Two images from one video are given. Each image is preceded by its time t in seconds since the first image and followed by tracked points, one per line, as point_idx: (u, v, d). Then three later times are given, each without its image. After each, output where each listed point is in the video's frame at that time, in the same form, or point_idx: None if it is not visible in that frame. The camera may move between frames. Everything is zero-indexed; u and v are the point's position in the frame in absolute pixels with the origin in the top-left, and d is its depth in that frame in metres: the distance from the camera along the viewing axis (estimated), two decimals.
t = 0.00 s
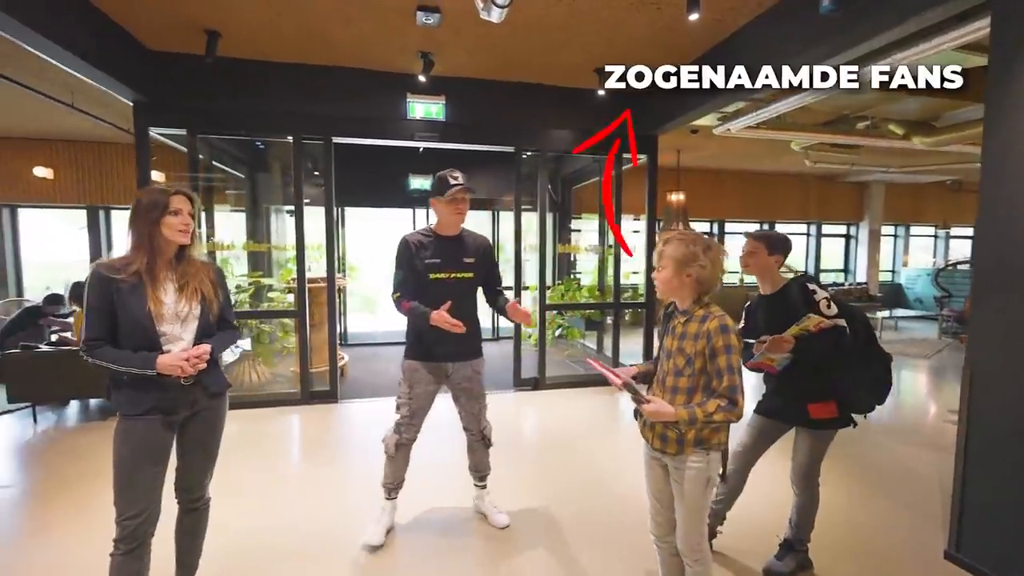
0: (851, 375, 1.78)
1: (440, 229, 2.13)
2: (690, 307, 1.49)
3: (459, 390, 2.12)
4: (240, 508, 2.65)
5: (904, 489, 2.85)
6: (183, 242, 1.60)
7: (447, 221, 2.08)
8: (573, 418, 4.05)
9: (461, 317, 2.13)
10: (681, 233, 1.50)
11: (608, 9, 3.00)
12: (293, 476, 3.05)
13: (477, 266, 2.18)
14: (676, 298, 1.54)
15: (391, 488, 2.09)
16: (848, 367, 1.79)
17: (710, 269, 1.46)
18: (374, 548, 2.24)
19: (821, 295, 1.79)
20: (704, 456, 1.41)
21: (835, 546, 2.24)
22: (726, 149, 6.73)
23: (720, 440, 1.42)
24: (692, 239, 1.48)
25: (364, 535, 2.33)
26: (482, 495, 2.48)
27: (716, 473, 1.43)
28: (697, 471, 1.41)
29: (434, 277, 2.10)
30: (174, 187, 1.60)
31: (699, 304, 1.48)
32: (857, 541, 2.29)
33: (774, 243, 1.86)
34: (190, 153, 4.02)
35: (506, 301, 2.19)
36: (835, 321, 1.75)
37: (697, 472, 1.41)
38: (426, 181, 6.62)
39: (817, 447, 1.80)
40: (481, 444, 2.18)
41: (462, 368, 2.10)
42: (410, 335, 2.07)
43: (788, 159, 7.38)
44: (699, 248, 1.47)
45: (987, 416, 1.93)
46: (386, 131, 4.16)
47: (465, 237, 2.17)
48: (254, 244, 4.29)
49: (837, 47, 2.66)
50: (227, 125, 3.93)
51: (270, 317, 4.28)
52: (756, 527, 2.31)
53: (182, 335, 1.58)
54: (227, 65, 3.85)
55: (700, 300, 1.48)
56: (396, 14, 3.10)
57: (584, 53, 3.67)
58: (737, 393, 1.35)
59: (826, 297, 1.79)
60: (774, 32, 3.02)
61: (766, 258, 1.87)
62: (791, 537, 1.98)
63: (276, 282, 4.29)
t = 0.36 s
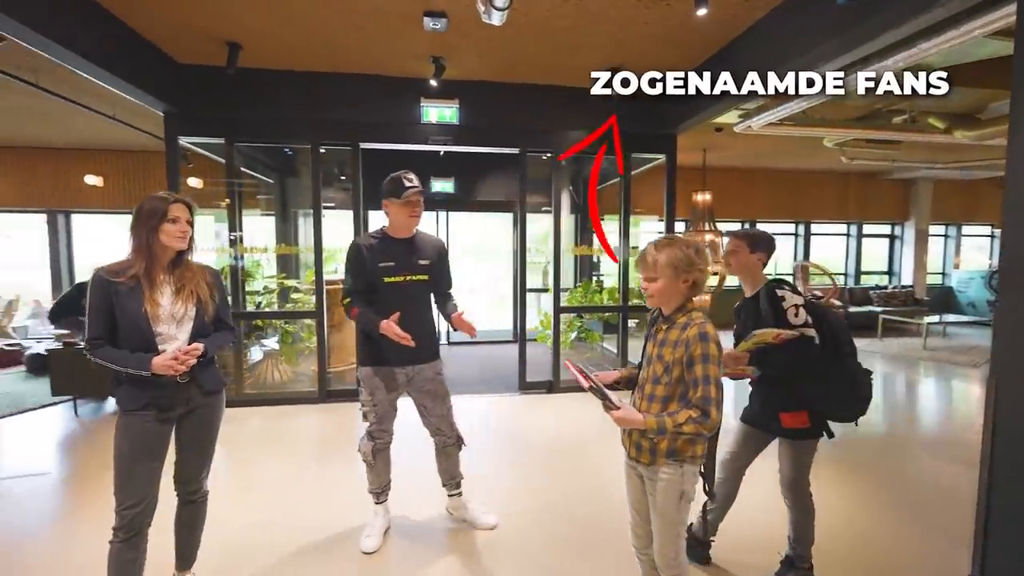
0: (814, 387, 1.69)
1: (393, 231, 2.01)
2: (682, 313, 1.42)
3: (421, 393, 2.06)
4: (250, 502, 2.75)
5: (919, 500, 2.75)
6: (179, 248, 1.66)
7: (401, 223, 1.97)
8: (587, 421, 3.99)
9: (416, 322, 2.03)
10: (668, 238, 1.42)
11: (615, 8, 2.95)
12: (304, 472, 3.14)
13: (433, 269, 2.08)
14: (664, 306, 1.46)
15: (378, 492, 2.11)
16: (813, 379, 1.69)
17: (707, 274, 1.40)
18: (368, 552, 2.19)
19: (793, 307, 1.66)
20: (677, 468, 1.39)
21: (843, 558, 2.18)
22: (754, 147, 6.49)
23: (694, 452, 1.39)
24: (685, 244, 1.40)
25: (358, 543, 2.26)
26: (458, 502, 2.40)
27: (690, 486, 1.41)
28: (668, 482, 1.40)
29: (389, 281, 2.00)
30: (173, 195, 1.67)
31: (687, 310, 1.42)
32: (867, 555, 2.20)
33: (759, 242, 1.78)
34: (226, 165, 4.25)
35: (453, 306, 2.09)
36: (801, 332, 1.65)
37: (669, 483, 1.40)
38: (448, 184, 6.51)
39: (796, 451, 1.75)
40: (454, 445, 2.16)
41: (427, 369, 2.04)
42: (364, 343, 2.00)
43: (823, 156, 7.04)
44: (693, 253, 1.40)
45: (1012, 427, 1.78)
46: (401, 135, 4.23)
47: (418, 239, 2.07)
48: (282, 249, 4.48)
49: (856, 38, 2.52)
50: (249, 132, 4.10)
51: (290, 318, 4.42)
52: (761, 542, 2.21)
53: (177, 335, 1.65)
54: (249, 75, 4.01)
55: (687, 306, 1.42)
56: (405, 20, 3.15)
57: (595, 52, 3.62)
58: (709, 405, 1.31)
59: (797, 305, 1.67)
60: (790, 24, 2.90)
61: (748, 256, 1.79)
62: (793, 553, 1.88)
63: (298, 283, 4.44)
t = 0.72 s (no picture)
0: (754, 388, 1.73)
1: (382, 231, 2.08)
2: (679, 312, 1.40)
3: (417, 390, 2.13)
4: (277, 490, 2.91)
5: (966, 534, 2.56)
6: (202, 251, 1.80)
7: (391, 224, 2.04)
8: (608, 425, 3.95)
9: (411, 320, 2.09)
10: (655, 240, 1.44)
11: (632, 7, 2.93)
12: (329, 464, 3.28)
13: (426, 268, 2.14)
14: (659, 308, 1.42)
15: (386, 484, 2.23)
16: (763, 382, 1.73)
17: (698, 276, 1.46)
18: (378, 541, 2.29)
19: (736, 307, 1.70)
20: (671, 471, 1.37)
21: None
22: (794, 144, 6.21)
23: (687, 453, 1.37)
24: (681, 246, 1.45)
25: (370, 532, 2.37)
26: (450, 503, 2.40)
27: (682, 488, 1.39)
28: (665, 486, 1.37)
29: (385, 281, 2.06)
30: (198, 202, 1.81)
31: (680, 311, 1.41)
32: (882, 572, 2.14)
33: (720, 242, 1.76)
34: (273, 172, 4.54)
35: (447, 302, 2.15)
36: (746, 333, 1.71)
37: (664, 488, 1.37)
38: (478, 188, 6.71)
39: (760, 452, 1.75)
40: (443, 443, 2.22)
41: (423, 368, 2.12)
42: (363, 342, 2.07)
43: (873, 152, 6.63)
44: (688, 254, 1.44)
45: None
46: (427, 140, 4.36)
47: (410, 239, 2.13)
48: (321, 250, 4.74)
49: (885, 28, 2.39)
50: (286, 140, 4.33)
51: (323, 317, 4.63)
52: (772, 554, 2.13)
53: (196, 331, 1.78)
54: (286, 87, 4.24)
55: (679, 309, 1.41)
56: (425, 30, 3.24)
57: (616, 52, 3.59)
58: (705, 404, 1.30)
59: (743, 306, 1.71)
60: (818, 16, 2.77)
61: (708, 254, 1.76)
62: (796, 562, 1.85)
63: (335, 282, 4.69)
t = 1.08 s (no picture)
0: (715, 373, 1.71)
1: (383, 231, 2.16)
2: (670, 307, 1.42)
3: (421, 382, 2.21)
4: (296, 476, 3.04)
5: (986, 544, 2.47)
6: (222, 247, 1.93)
7: (391, 223, 2.12)
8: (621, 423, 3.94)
9: (413, 315, 2.17)
10: (646, 234, 1.45)
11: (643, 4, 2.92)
12: (346, 454, 3.41)
13: (427, 264, 2.21)
14: (648, 302, 1.44)
15: (395, 473, 2.33)
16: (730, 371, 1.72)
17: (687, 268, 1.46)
18: (386, 527, 2.39)
19: (703, 296, 1.71)
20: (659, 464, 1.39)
21: None
22: (821, 138, 6.03)
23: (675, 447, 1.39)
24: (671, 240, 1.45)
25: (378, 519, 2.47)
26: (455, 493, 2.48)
27: (670, 481, 1.41)
28: (653, 478, 1.39)
29: (387, 278, 2.14)
30: (219, 202, 1.93)
31: (669, 306, 1.43)
32: None
33: (692, 234, 1.75)
34: (298, 172, 4.72)
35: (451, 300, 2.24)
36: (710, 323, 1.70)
37: (651, 479, 1.40)
38: (499, 186, 6.74)
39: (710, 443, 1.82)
40: (447, 435, 2.30)
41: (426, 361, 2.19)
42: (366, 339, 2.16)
43: (908, 146, 6.35)
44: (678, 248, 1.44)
45: None
46: (444, 140, 4.44)
47: (411, 237, 2.20)
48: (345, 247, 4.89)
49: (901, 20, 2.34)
50: (310, 142, 4.50)
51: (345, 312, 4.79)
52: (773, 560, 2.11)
53: (215, 323, 1.91)
54: (310, 90, 4.40)
55: (669, 303, 1.43)
56: (440, 33, 3.33)
57: (631, 49, 3.59)
58: (692, 398, 1.32)
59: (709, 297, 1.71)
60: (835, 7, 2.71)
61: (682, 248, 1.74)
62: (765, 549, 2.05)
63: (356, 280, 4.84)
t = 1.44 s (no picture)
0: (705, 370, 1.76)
1: (390, 229, 2.24)
2: (644, 305, 1.48)
3: (426, 376, 2.28)
4: (310, 466, 3.16)
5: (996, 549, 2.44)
6: (237, 243, 2.03)
7: (399, 220, 2.19)
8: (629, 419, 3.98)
9: (418, 311, 2.24)
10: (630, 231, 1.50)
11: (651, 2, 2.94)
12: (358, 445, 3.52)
13: (433, 261, 2.28)
14: (632, 296, 1.52)
15: (402, 464, 2.41)
16: (710, 376, 1.77)
17: (661, 270, 1.44)
18: (392, 514, 2.49)
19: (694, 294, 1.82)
20: (641, 454, 1.43)
21: None
22: (839, 135, 5.93)
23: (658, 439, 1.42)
24: (647, 239, 1.46)
25: (387, 506, 2.58)
26: (460, 484, 2.55)
27: (653, 471, 1.45)
28: (635, 467, 1.44)
29: (393, 274, 2.21)
30: (234, 201, 2.04)
31: (653, 302, 1.46)
32: None
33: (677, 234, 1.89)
34: (316, 171, 4.85)
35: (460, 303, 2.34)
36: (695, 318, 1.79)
37: (634, 468, 1.44)
38: (511, 184, 6.84)
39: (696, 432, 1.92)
40: (451, 428, 2.36)
41: (431, 355, 2.27)
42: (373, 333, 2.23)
43: (930, 142, 6.20)
44: (652, 249, 1.44)
45: None
46: (456, 139, 4.52)
47: (418, 234, 2.28)
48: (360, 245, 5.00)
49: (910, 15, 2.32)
50: (325, 142, 4.61)
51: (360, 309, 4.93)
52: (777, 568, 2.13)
53: (233, 315, 2.01)
54: (325, 91, 4.51)
55: (654, 300, 1.46)
56: (450, 34, 3.39)
57: (640, 47, 3.60)
58: (666, 395, 1.35)
59: (699, 295, 1.83)
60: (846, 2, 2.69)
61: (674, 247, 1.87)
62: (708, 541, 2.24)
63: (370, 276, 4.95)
